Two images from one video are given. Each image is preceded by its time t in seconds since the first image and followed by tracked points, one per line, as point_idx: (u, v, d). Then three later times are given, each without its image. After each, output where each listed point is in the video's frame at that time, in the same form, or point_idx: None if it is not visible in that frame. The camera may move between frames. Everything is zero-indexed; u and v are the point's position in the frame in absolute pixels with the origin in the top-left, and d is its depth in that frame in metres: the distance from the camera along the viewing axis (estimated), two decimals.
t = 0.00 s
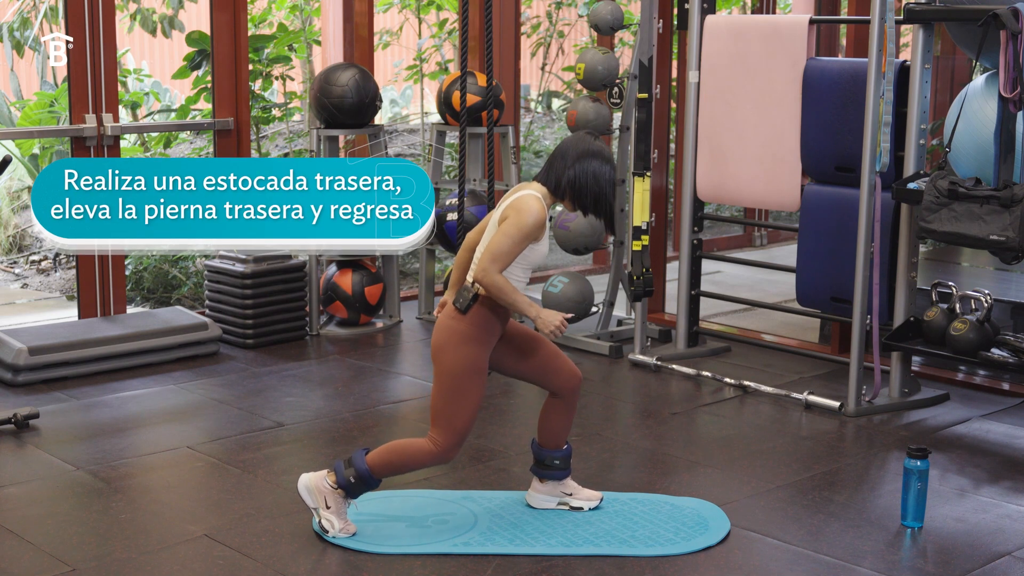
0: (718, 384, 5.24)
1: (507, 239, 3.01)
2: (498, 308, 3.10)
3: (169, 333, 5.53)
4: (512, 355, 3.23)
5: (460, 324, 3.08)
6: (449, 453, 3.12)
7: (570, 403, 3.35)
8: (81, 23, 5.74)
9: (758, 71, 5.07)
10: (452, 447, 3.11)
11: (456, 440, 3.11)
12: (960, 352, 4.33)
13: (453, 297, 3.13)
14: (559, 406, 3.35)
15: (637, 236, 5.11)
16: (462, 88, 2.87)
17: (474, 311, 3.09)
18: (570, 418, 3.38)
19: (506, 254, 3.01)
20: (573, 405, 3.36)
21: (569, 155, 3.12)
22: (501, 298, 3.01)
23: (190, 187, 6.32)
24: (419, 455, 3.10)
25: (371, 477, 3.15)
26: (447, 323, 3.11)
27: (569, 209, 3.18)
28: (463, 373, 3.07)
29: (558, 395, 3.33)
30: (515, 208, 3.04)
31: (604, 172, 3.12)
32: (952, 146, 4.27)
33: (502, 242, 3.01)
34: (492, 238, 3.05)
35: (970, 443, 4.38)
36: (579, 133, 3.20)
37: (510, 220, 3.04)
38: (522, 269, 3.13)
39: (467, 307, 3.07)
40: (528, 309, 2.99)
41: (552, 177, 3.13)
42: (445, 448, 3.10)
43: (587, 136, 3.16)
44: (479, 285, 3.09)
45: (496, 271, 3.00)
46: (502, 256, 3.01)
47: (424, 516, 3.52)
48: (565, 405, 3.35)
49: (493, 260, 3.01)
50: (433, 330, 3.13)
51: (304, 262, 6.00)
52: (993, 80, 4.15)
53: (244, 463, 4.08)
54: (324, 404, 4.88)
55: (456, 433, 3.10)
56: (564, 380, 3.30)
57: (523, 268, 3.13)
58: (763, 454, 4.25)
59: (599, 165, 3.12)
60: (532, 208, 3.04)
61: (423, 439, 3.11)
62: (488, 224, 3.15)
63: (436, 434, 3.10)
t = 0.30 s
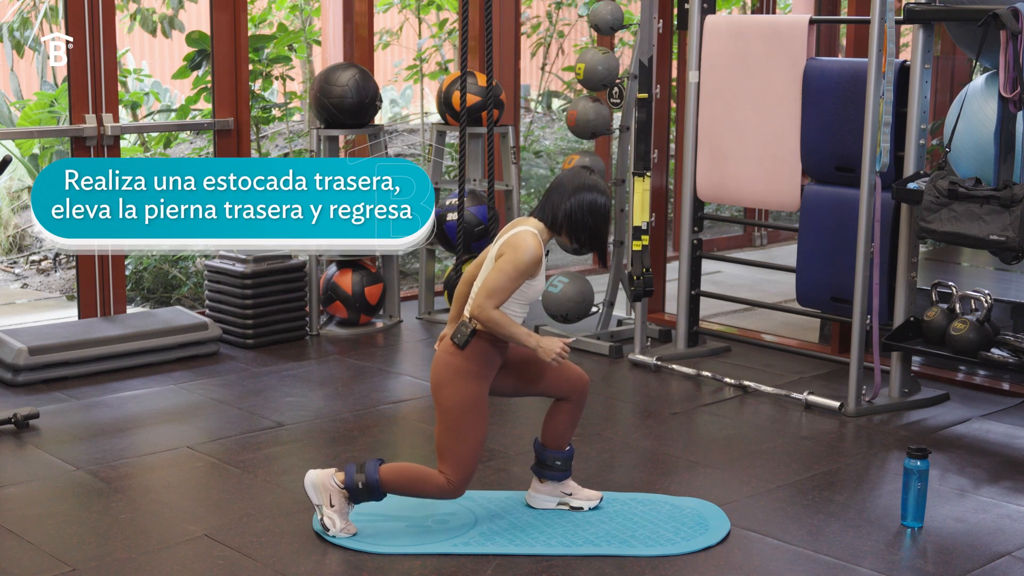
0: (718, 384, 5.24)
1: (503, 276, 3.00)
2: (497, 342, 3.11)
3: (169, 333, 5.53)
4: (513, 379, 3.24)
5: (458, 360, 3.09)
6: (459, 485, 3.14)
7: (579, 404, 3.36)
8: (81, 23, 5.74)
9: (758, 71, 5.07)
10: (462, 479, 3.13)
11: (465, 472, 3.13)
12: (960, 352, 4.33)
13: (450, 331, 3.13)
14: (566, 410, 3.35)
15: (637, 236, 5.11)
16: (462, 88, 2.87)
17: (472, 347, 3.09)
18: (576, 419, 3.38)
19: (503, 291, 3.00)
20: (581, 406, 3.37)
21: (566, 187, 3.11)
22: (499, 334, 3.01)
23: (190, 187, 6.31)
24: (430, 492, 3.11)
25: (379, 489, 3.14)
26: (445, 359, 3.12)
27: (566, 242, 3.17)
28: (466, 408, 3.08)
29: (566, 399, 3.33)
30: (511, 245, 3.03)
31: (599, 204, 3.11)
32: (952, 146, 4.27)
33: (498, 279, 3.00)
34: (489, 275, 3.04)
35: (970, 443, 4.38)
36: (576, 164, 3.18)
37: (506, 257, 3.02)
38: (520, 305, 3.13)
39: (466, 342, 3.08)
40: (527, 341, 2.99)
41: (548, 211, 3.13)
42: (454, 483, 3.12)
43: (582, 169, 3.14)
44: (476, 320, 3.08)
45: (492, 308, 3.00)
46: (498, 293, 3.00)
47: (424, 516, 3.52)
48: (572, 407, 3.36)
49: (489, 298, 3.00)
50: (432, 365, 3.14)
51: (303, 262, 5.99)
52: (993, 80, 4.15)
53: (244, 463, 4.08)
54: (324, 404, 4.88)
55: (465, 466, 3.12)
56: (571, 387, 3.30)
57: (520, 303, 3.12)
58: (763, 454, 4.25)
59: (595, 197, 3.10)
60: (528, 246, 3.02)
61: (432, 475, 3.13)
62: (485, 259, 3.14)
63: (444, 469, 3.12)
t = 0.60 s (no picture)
0: (718, 384, 5.24)
1: (516, 255, 3.02)
2: (509, 322, 3.11)
3: (169, 333, 5.53)
4: (519, 368, 3.23)
5: (468, 338, 3.10)
6: (455, 463, 3.13)
7: (581, 404, 3.36)
8: (81, 23, 5.74)
9: (758, 71, 5.07)
10: (458, 457, 3.12)
11: (462, 451, 3.12)
12: (960, 352, 4.33)
13: (462, 311, 3.14)
14: (569, 407, 3.35)
15: (637, 236, 5.11)
16: (462, 88, 2.87)
17: (484, 325, 3.09)
18: (578, 418, 3.38)
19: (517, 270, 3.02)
20: (584, 405, 3.36)
21: (574, 167, 3.12)
22: (513, 312, 3.03)
23: (190, 187, 6.32)
24: (425, 466, 3.11)
25: (373, 478, 3.16)
26: (455, 336, 3.12)
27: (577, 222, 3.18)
28: (471, 386, 3.08)
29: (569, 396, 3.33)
30: (525, 225, 3.05)
31: (607, 182, 3.11)
32: (952, 146, 4.27)
33: (512, 258, 3.02)
34: (502, 254, 3.06)
35: (970, 442, 4.38)
36: (583, 144, 3.20)
37: (519, 236, 3.04)
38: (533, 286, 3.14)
39: (478, 321, 3.08)
40: (540, 318, 3.00)
41: (558, 193, 3.15)
42: (450, 460, 3.11)
43: (588, 147, 3.15)
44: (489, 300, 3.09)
45: (506, 286, 3.02)
46: (511, 272, 3.02)
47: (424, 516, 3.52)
48: (575, 405, 3.35)
49: (502, 277, 3.02)
50: (443, 342, 3.14)
51: (303, 262, 5.99)
52: (993, 80, 4.15)
53: (244, 463, 4.08)
54: (324, 404, 4.88)
55: (463, 444, 3.11)
56: (574, 385, 3.30)
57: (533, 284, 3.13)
58: (763, 454, 4.25)
59: (603, 175, 3.11)
60: (542, 226, 3.04)
61: (429, 449, 3.12)
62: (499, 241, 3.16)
63: (442, 445, 3.11)
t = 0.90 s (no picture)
0: (718, 384, 5.24)
1: (547, 194, 3.11)
2: (541, 262, 3.17)
3: (169, 333, 5.53)
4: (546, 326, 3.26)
5: (499, 279, 3.15)
6: (479, 404, 3.17)
7: (572, 401, 3.35)
8: (81, 23, 5.74)
9: (757, 71, 5.07)
10: (482, 399, 3.17)
11: (487, 393, 3.17)
12: (960, 352, 4.33)
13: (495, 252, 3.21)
14: (561, 404, 3.35)
15: (637, 237, 5.09)
16: (462, 88, 2.88)
17: (516, 264, 3.15)
18: (572, 415, 3.38)
19: (548, 208, 3.11)
20: (575, 400, 3.35)
21: (605, 108, 3.17)
22: (545, 251, 3.11)
23: (190, 187, 6.32)
24: (449, 406, 3.16)
25: (418, 451, 3.20)
26: (488, 276, 3.17)
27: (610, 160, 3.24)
28: (495, 327, 3.12)
29: (562, 391, 3.33)
30: (554, 164, 3.13)
31: (640, 124, 3.19)
32: (952, 146, 4.28)
33: (543, 197, 3.11)
34: (533, 193, 3.14)
35: (970, 442, 4.38)
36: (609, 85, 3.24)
37: (550, 175, 3.13)
38: (563, 226, 3.22)
39: (509, 260, 3.14)
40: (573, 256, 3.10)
41: (590, 132, 3.18)
42: (475, 399, 3.16)
43: (617, 88, 3.20)
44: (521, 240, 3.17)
45: (538, 225, 3.09)
46: (543, 211, 3.10)
47: (424, 517, 3.52)
48: (567, 402, 3.35)
49: (534, 216, 3.10)
50: (475, 283, 3.20)
51: (303, 262, 5.99)
52: (993, 80, 4.15)
53: (244, 463, 4.08)
54: (324, 404, 4.88)
55: (487, 384, 3.16)
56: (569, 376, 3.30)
57: (564, 223, 3.21)
58: (763, 454, 4.25)
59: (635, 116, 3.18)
60: (571, 164, 3.12)
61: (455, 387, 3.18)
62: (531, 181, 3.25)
63: (467, 384, 3.16)
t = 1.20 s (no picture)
0: (718, 384, 5.24)
1: (551, 181, 3.11)
2: (551, 250, 3.18)
3: (170, 333, 5.53)
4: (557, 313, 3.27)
5: (511, 271, 3.16)
6: (505, 398, 3.21)
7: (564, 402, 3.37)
8: (81, 23, 5.74)
9: (757, 71, 5.07)
10: (507, 391, 3.19)
11: (511, 384, 3.19)
12: (960, 352, 4.33)
13: (505, 245, 3.22)
14: (556, 403, 3.37)
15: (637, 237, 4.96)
16: (462, 88, 2.88)
17: (527, 255, 3.17)
18: (565, 415, 3.39)
19: (553, 195, 3.11)
20: (567, 400, 3.37)
21: (607, 94, 3.18)
22: (551, 239, 3.11)
23: (190, 186, 6.32)
24: (476, 404, 3.20)
25: (454, 455, 3.23)
26: (500, 269, 3.19)
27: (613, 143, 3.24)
28: (513, 319, 3.14)
29: (557, 389, 3.34)
30: (557, 150, 3.13)
31: (642, 106, 3.19)
32: (952, 146, 4.27)
33: (547, 183, 3.11)
34: (537, 181, 3.15)
35: (970, 443, 4.38)
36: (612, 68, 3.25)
37: (553, 162, 3.13)
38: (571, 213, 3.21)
39: (520, 251, 3.16)
40: (579, 243, 3.10)
41: (592, 119, 3.20)
42: (500, 393, 3.19)
43: (619, 71, 3.20)
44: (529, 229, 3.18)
45: (542, 213, 3.10)
46: (547, 198, 3.10)
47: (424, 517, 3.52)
48: (561, 402, 3.37)
49: (538, 204, 3.10)
50: (488, 277, 3.22)
51: (304, 262, 5.99)
52: (993, 80, 4.15)
53: (244, 463, 4.08)
54: (324, 404, 4.88)
55: (509, 377, 3.18)
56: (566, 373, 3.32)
57: (571, 209, 3.21)
58: (763, 454, 4.25)
59: (637, 99, 3.18)
60: (574, 150, 3.12)
61: (479, 384, 3.21)
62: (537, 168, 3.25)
63: (490, 379, 3.19)
